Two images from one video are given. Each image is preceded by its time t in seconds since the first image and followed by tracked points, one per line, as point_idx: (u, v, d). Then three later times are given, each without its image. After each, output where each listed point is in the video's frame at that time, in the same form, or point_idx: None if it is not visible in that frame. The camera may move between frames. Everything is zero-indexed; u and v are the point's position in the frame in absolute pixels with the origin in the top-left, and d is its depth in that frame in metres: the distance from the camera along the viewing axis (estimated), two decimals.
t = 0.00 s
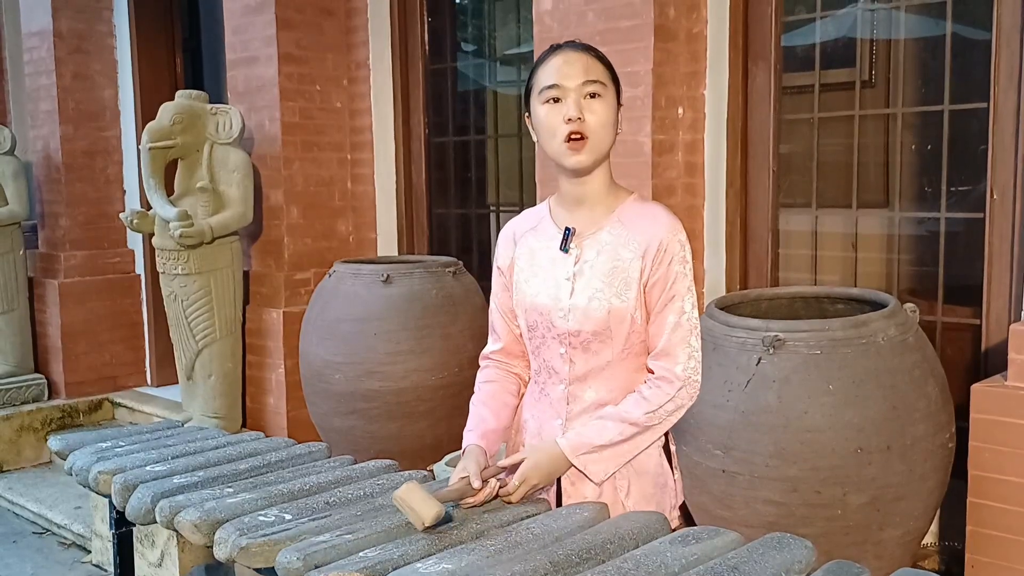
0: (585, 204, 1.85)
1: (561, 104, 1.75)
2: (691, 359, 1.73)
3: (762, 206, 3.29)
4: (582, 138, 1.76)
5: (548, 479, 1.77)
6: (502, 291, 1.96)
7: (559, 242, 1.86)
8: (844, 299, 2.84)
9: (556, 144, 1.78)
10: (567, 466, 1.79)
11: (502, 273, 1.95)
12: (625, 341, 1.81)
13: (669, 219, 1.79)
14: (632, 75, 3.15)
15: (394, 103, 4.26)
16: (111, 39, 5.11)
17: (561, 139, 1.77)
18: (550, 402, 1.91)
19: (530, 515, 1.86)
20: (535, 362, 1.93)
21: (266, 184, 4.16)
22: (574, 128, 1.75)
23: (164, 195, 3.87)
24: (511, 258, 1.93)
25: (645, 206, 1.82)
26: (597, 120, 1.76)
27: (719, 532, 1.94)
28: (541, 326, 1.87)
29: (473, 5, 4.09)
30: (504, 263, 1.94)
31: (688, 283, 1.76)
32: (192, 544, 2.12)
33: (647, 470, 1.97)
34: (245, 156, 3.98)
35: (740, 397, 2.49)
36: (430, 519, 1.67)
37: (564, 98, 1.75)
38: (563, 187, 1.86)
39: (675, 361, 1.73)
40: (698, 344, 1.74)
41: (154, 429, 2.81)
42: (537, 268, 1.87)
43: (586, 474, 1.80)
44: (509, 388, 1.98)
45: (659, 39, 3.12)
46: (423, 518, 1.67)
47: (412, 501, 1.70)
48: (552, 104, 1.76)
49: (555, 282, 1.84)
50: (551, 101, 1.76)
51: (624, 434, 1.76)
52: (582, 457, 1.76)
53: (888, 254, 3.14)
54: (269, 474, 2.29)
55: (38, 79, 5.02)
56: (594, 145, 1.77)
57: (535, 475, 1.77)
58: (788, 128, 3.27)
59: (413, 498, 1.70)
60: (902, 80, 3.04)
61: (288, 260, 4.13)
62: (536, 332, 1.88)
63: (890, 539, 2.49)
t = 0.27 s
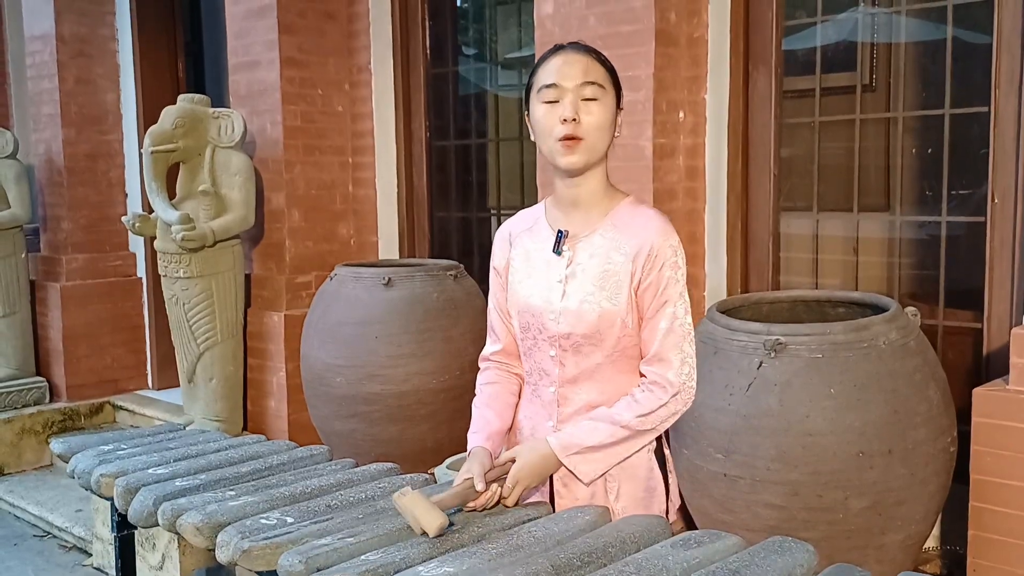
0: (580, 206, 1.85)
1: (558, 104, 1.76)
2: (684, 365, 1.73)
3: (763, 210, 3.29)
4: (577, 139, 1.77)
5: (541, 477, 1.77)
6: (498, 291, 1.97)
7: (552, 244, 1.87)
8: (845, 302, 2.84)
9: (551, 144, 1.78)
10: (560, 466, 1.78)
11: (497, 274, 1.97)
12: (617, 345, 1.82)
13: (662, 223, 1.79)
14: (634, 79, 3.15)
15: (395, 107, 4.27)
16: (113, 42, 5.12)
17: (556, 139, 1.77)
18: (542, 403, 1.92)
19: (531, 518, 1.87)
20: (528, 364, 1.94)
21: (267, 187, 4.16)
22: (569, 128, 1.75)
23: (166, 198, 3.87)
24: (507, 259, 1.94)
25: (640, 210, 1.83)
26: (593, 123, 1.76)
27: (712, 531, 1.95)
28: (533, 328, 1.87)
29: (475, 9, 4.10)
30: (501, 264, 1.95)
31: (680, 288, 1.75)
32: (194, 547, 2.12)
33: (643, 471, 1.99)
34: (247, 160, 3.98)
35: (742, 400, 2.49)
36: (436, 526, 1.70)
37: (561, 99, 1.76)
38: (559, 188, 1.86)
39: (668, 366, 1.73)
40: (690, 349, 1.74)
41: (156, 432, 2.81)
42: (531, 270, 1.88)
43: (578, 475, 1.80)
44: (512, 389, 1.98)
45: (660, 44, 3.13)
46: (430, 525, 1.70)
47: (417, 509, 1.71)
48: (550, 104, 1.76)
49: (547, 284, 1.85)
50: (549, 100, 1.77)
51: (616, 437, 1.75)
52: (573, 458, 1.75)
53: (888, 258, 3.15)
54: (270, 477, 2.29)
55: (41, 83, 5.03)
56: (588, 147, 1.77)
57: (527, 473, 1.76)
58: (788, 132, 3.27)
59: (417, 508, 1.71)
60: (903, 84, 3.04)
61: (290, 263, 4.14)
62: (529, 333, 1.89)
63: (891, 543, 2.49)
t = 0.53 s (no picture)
0: (574, 213, 1.85)
1: (545, 112, 1.77)
2: (685, 373, 1.74)
3: (763, 215, 3.29)
4: (565, 146, 1.77)
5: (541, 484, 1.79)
6: (497, 299, 1.97)
7: (549, 253, 1.86)
8: (845, 308, 2.84)
9: (540, 151, 1.79)
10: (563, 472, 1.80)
11: (496, 282, 1.97)
12: (615, 354, 1.81)
13: (657, 231, 1.79)
14: (634, 84, 3.16)
15: (396, 111, 4.28)
16: (114, 47, 5.12)
17: (544, 146, 1.78)
18: (542, 411, 1.93)
19: (533, 523, 1.87)
20: (527, 371, 1.94)
21: (268, 192, 4.16)
22: (556, 135, 1.76)
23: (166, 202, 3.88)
24: (506, 266, 1.94)
25: (635, 218, 1.82)
26: (581, 129, 1.76)
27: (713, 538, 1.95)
28: (531, 336, 1.87)
29: (475, 14, 4.11)
30: (499, 272, 1.95)
31: (678, 296, 1.75)
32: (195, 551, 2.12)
33: (644, 477, 1.99)
34: (248, 164, 3.99)
35: (742, 405, 2.49)
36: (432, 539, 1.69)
37: (549, 106, 1.77)
38: (554, 198, 1.87)
39: (670, 375, 1.73)
40: (691, 356, 1.74)
41: (157, 436, 2.81)
42: (529, 278, 1.88)
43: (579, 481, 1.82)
44: (513, 396, 1.99)
45: (660, 49, 3.13)
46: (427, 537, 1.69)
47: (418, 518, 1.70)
48: (538, 111, 1.78)
49: (545, 293, 1.84)
50: (536, 109, 1.78)
51: (619, 446, 1.76)
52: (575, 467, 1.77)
53: (888, 263, 3.15)
54: (271, 481, 2.29)
55: (42, 87, 5.04)
56: (576, 154, 1.77)
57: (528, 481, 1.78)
58: (789, 138, 3.28)
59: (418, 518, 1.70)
60: (903, 89, 3.05)
61: (290, 268, 4.14)
62: (527, 342, 1.89)
63: (892, 549, 2.50)
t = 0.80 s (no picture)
0: (572, 222, 1.85)
1: (541, 120, 1.78)
2: (687, 377, 1.74)
3: (764, 222, 3.30)
4: (561, 154, 1.77)
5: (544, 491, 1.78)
6: (496, 308, 1.97)
7: (548, 261, 1.87)
8: (845, 314, 2.85)
9: (536, 159, 1.80)
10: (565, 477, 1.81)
11: (496, 291, 1.97)
12: (615, 361, 1.82)
13: (655, 238, 1.79)
14: (634, 91, 3.17)
15: (397, 118, 4.28)
16: (116, 53, 5.14)
17: (540, 154, 1.79)
18: (541, 418, 1.93)
19: (534, 530, 1.87)
20: (526, 379, 1.94)
21: (268, 198, 4.17)
22: (552, 143, 1.77)
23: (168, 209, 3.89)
24: (504, 275, 1.95)
25: (632, 225, 1.83)
26: (577, 138, 1.77)
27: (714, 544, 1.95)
28: (531, 344, 1.88)
29: (476, 21, 4.13)
30: (498, 280, 1.96)
31: (678, 303, 1.75)
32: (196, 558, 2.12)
33: (645, 483, 1.99)
34: (249, 170, 3.99)
35: (742, 412, 2.50)
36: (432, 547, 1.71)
37: (546, 114, 1.78)
38: (551, 208, 1.87)
39: (672, 381, 1.74)
40: (693, 362, 1.74)
41: (158, 442, 2.81)
42: (527, 286, 1.88)
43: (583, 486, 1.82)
44: (510, 404, 1.98)
45: (660, 56, 3.15)
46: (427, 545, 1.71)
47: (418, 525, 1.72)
48: (535, 119, 1.79)
49: (543, 302, 1.85)
50: (534, 117, 1.80)
51: (623, 451, 1.76)
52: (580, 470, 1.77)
53: (888, 270, 3.16)
54: (272, 488, 2.29)
55: (44, 93, 5.05)
56: (572, 162, 1.78)
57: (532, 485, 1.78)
58: (789, 145, 3.29)
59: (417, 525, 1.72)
60: (902, 96, 3.06)
61: (291, 274, 4.15)
62: (527, 350, 1.89)
63: (892, 556, 2.50)
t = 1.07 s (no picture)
0: (573, 220, 1.85)
1: (541, 121, 1.78)
2: (687, 374, 1.73)
3: (766, 221, 3.29)
4: (560, 155, 1.77)
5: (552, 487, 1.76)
6: (494, 304, 1.97)
7: (545, 256, 1.86)
8: (848, 314, 2.84)
9: (537, 160, 1.80)
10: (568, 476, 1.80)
11: (494, 288, 1.97)
12: (611, 357, 1.81)
13: (654, 235, 1.79)
14: (635, 91, 3.17)
15: (398, 119, 4.28)
16: (117, 57, 5.14)
17: (540, 154, 1.79)
18: (535, 414, 1.92)
19: (537, 530, 1.87)
20: (522, 375, 1.94)
21: (270, 200, 4.17)
22: (552, 144, 1.77)
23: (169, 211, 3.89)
24: (502, 272, 1.94)
25: (630, 223, 1.82)
26: (576, 138, 1.77)
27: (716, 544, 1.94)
28: (527, 340, 1.87)
29: (477, 22, 4.13)
30: (496, 277, 1.95)
31: (676, 300, 1.75)
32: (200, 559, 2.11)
33: (647, 484, 1.98)
34: (251, 172, 3.99)
35: (745, 412, 2.49)
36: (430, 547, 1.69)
37: (546, 115, 1.78)
38: (551, 206, 1.87)
39: (674, 377, 1.74)
40: (693, 359, 1.74)
41: (160, 444, 2.81)
42: (525, 282, 1.88)
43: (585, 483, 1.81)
44: (509, 403, 1.98)
45: (661, 56, 3.14)
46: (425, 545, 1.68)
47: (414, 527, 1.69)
48: (535, 120, 1.79)
49: (540, 296, 1.84)
50: (534, 118, 1.79)
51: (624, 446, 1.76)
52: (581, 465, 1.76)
53: (891, 269, 3.15)
54: (275, 489, 2.28)
55: (46, 97, 5.06)
56: (572, 163, 1.77)
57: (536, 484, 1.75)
58: (791, 144, 3.28)
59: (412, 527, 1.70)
60: (904, 95, 3.05)
61: (293, 276, 4.15)
62: (523, 346, 1.89)
63: (896, 555, 2.49)
